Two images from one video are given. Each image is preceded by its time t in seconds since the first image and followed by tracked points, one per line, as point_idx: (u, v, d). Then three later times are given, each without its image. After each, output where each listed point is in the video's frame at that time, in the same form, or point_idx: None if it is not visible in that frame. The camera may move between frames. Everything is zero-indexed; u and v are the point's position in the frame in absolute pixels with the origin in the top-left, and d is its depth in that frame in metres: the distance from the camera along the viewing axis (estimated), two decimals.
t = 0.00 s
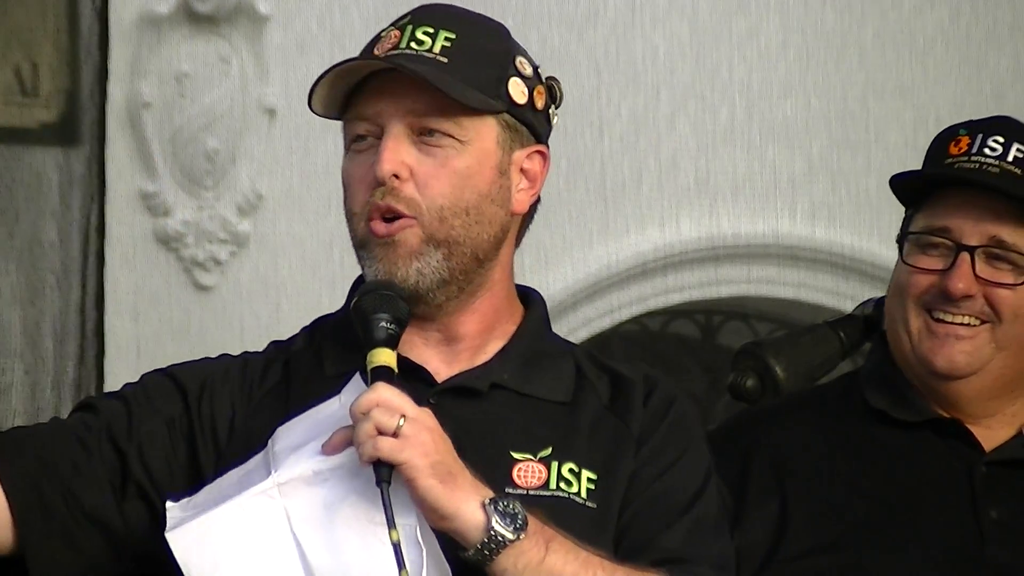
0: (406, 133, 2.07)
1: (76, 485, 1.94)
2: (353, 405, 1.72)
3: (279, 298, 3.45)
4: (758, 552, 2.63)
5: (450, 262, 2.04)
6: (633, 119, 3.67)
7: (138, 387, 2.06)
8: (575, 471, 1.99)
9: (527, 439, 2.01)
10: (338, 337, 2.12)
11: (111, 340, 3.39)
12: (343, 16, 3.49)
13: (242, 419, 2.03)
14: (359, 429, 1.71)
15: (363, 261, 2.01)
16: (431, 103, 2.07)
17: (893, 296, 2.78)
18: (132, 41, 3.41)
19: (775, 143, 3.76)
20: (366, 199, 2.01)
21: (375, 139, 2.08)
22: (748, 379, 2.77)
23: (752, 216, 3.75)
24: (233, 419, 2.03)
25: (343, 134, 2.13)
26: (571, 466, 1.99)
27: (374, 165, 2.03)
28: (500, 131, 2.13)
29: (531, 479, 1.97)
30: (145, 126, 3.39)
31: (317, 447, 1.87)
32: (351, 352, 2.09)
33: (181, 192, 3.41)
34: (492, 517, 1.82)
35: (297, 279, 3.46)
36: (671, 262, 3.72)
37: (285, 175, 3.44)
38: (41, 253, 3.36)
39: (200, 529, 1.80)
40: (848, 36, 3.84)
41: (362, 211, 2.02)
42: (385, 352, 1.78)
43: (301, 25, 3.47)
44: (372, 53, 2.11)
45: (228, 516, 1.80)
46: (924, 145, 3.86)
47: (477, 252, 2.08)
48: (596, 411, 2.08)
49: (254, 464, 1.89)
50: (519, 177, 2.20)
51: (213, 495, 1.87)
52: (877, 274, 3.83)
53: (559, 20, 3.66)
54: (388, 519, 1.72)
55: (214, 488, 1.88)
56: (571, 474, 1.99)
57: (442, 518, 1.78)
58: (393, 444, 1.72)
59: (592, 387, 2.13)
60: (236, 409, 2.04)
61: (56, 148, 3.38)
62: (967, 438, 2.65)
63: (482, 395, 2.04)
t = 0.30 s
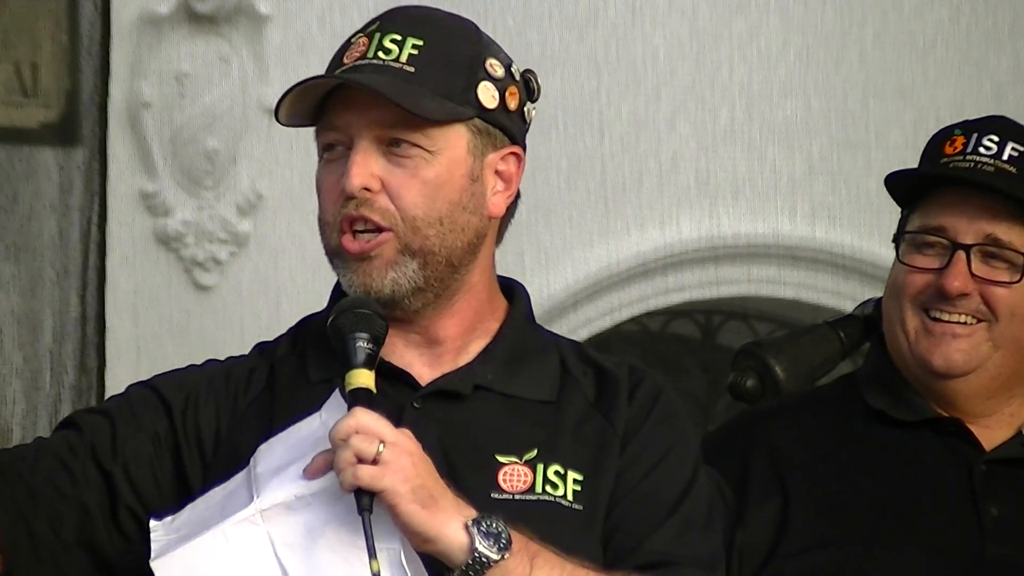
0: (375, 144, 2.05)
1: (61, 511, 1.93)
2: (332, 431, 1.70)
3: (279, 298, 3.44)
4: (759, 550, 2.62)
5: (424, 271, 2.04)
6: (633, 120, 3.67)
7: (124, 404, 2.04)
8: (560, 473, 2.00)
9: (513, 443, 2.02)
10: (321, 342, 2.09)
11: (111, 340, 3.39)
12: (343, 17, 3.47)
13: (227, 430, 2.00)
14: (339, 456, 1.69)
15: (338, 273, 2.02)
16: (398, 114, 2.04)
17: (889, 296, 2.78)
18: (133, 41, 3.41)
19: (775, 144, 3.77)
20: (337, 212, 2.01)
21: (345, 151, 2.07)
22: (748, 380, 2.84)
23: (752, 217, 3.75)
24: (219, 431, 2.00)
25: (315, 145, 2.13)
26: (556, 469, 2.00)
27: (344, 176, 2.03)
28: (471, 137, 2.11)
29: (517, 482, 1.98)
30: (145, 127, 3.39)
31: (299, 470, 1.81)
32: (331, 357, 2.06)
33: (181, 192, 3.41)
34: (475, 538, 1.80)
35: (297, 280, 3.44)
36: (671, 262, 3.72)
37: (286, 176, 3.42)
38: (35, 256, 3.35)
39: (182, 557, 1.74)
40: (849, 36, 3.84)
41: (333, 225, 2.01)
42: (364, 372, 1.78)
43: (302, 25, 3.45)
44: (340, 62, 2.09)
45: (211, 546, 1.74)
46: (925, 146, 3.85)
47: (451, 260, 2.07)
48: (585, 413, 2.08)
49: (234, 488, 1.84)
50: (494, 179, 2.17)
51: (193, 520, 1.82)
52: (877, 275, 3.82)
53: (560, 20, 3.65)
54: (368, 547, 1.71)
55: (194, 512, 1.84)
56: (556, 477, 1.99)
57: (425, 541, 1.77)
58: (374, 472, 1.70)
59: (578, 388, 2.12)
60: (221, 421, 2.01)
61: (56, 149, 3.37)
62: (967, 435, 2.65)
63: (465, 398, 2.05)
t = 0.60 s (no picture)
0: (390, 144, 2.05)
1: (39, 515, 1.96)
2: (386, 434, 1.66)
3: (280, 298, 3.44)
4: (765, 549, 2.62)
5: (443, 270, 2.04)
6: (633, 120, 3.67)
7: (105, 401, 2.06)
8: (554, 475, 2.00)
9: (506, 445, 2.02)
10: (308, 345, 2.10)
11: (111, 340, 3.38)
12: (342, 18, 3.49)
13: (208, 433, 2.00)
14: (396, 458, 1.65)
15: (357, 276, 2.01)
16: (413, 113, 2.05)
17: (891, 294, 2.78)
18: (132, 41, 3.41)
19: (776, 145, 3.77)
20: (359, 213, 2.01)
21: (358, 152, 2.06)
22: (749, 380, 2.84)
23: (752, 217, 3.76)
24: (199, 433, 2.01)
25: (314, 149, 2.10)
26: (550, 471, 2.00)
27: (359, 180, 2.02)
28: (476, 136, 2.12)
29: (511, 484, 1.98)
30: (145, 127, 3.38)
31: (341, 471, 1.74)
32: (322, 364, 2.07)
33: (181, 192, 3.41)
34: (528, 541, 1.78)
35: (297, 280, 3.45)
36: (671, 263, 3.72)
37: (286, 177, 3.43)
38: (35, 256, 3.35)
39: (222, 555, 1.64)
40: (848, 37, 3.84)
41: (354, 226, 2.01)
42: (405, 373, 1.73)
43: (301, 26, 3.46)
44: (339, 64, 2.07)
45: (254, 546, 1.65)
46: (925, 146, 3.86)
47: (467, 258, 2.08)
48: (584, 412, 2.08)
49: (267, 488, 1.77)
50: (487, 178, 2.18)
51: (228, 518, 1.73)
52: (878, 274, 3.83)
53: (560, 21, 3.64)
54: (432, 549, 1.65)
55: (226, 512, 1.75)
56: (550, 479, 2.00)
57: (479, 545, 1.74)
58: (434, 473, 1.66)
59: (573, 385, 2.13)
60: (201, 424, 2.01)
61: (55, 149, 3.37)
62: (970, 435, 2.66)
63: (456, 399, 2.05)
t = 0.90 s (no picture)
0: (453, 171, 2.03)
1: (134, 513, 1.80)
2: (518, 428, 1.63)
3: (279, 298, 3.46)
4: (762, 548, 2.64)
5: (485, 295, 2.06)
6: (634, 119, 3.66)
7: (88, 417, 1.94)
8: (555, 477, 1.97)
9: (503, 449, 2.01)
10: (304, 347, 2.04)
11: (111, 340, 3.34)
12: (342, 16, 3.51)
13: (226, 431, 1.94)
14: (534, 452, 1.61)
15: (415, 303, 1.99)
16: (474, 141, 2.05)
17: (889, 295, 2.77)
18: (132, 40, 3.39)
19: (777, 146, 3.77)
20: (426, 241, 1.99)
21: (421, 178, 2.02)
22: (749, 380, 2.74)
23: (754, 217, 3.76)
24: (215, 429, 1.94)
25: (363, 171, 2.03)
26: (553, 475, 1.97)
27: (431, 206, 2.00)
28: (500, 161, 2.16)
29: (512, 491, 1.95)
30: (145, 126, 3.38)
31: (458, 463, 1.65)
32: (315, 366, 2.02)
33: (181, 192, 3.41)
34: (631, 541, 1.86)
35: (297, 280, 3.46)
36: (671, 262, 3.73)
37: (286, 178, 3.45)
38: (30, 262, 3.29)
39: (364, 546, 1.52)
40: (849, 37, 3.84)
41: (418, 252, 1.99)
42: (511, 369, 1.71)
43: (301, 25, 3.48)
44: (397, 87, 2.03)
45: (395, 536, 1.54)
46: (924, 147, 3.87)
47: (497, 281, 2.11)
48: (585, 413, 2.08)
49: (364, 479, 1.65)
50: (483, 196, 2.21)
51: (336, 509, 1.61)
52: (876, 274, 3.85)
53: (562, 21, 3.63)
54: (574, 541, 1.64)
55: (326, 501, 1.63)
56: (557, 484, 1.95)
57: (594, 540, 1.79)
58: (573, 468, 1.66)
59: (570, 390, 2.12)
60: (212, 420, 1.94)
61: (55, 150, 3.32)
62: (969, 436, 2.65)
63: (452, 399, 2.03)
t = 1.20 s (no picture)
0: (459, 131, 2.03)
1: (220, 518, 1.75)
2: (584, 420, 1.58)
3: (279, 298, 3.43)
4: (757, 550, 2.64)
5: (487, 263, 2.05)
6: (635, 119, 3.66)
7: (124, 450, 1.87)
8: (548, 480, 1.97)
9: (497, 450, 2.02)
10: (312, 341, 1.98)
11: (111, 342, 3.33)
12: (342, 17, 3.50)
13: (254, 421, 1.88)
14: (601, 446, 1.58)
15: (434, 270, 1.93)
16: (470, 104, 2.08)
17: (884, 294, 2.77)
18: (132, 42, 3.38)
19: (778, 146, 3.77)
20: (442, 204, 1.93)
21: (431, 141, 2.00)
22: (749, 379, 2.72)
23: (756, 218, 3.76)
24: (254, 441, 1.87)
25: (375, 139, 1.99)
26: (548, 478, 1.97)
27: (447, 166, 1.96)
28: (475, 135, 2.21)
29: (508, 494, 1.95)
30: (145, 126, 3.35)
31: (519, 455, 1.60)
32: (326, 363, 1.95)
33: (181, 192, 3.38)
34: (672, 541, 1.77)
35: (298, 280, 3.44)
36: (671, 262, 3.71)
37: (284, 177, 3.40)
38: (30, 259, 3.32)
39: (456, 542, 1.48)
40: (850, 39, 3.84)
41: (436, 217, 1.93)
42: (558, 365, 1.63)
43: (301, 26, 3.45)
44: (398, 55, 2.06)
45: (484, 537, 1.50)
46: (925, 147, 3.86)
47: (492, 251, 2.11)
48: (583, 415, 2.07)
49: (425, 471, 1.57)
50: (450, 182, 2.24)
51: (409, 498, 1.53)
52: (878, 273, 3.82)
53: (562, 21, 3.63)
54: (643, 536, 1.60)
55: (393, 492, 1.54)
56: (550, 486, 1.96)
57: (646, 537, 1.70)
58: (636, 464, 1.61)
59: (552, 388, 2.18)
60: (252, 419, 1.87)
61: (56, 149, 3.35)
62: (966, 437, 2.65)
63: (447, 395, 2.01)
